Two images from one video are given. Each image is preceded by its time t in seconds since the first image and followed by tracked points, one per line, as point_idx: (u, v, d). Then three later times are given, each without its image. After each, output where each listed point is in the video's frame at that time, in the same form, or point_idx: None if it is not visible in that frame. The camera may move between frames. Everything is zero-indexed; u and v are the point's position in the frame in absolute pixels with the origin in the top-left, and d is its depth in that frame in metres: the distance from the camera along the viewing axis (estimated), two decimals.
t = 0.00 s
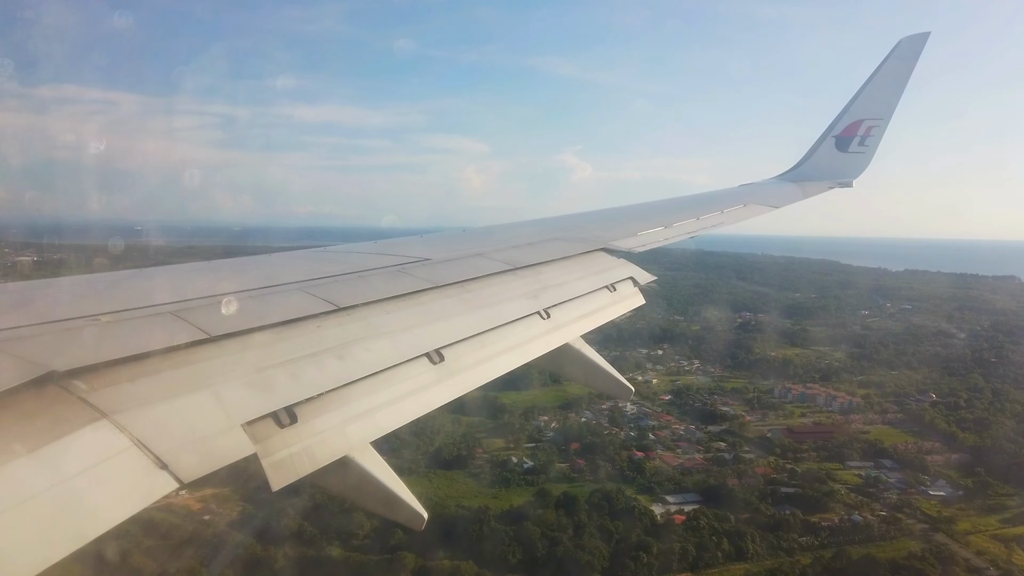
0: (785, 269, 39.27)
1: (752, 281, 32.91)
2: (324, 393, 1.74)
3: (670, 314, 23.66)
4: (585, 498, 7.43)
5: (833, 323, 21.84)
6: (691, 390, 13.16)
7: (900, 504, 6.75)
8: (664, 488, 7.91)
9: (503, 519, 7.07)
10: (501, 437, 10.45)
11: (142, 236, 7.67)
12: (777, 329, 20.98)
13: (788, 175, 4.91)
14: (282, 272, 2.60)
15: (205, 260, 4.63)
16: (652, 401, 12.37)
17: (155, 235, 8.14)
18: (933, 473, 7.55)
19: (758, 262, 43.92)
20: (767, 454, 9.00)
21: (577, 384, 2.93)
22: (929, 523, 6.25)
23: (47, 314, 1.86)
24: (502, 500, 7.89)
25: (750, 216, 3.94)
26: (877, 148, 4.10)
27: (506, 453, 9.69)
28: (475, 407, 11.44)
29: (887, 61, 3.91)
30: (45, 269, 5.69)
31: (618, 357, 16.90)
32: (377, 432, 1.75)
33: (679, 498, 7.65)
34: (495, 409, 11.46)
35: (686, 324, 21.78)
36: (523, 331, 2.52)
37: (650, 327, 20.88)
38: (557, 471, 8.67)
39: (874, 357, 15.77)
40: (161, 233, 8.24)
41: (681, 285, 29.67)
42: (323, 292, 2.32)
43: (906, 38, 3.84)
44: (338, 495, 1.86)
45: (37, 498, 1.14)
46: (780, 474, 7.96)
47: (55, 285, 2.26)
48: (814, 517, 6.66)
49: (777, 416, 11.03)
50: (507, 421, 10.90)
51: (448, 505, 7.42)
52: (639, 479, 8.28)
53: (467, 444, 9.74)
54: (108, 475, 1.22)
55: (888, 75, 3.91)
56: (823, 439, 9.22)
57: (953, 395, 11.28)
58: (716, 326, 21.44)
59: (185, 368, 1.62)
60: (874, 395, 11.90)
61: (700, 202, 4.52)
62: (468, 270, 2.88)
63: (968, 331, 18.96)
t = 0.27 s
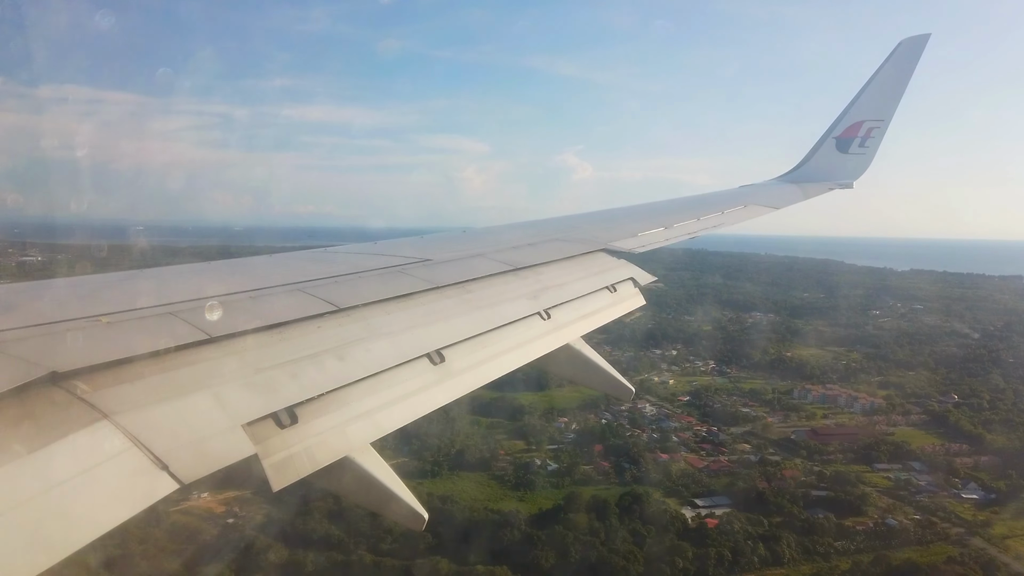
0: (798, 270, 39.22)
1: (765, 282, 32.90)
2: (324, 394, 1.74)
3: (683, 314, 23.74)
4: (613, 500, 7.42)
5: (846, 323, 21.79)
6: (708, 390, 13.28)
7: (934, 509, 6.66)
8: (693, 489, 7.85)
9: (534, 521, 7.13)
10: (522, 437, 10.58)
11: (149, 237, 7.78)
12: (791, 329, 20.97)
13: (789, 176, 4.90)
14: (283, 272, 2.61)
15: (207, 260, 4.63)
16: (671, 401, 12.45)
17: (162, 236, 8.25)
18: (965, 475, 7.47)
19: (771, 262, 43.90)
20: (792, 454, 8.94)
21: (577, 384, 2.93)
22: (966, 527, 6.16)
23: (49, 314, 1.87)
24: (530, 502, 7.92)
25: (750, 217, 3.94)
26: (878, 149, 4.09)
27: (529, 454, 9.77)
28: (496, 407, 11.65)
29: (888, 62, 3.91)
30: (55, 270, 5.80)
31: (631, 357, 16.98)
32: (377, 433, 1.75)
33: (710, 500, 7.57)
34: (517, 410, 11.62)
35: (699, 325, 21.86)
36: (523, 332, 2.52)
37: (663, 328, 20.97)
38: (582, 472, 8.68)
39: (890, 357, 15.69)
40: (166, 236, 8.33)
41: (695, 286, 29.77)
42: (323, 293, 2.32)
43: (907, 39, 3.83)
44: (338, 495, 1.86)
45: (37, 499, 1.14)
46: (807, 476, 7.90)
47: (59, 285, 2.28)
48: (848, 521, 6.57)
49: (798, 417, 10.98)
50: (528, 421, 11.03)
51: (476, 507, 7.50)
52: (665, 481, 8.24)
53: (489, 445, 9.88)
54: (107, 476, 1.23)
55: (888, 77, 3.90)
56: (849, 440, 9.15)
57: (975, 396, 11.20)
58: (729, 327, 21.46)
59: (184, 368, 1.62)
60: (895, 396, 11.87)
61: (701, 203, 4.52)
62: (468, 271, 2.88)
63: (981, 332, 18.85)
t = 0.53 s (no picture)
0: (812, 270, 39.05)
1: (779, 282, 32.81)
2: (324, 392, 1.74)
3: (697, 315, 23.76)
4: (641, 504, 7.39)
5: (857, 323, 21.72)
6: (725, 390, 13.36)
7: (966, 510, 6.46)
8: (722, 493, 7.80)
9: (566, 525, 7.08)
10: (543, 439, 10.67)
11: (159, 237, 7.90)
12: (805, 330, 20.90)
13: (789, 174, 4.90)
14: (285, 271, 2.61)
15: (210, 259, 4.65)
16: (688, 403, 12.52)
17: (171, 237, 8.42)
18: (996, 478, 7.21)
19: (784, 262, 43.81)
20: (818, 456, 8.84)
21: (578, 383, 2.93)
22: (1003, 530, 5.95)
23: (51, 312, 1.87)
24: (558, 505, 7.96)
25: (750, 215, 3.94)
26: (878, 147, 4.10)
27: (553, 457, 9.84)
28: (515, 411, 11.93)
29: (887, 61, 3.91)
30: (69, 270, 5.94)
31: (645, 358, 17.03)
32: (377, 432, 1.75)
33: (740, 504, 7.52)
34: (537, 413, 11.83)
35: (713, 326, 21.89)
36: (523, 330, 2.52)
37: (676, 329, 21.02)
38: (607, 476, 8.72)
39: (907, 358, 15.56)
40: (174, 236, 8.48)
41: (710, 287, 29.81)
42: (324, 292, 2.32)
43: (907, 38, 3.83)
44: (339, 494, 1.87)
45: (37, 498, 1.14)
46: (834, 477, 7.81)
47: (65, 283, 2.30)
48: (883, 525, 6.43)
49: (819, 418, 10.84)
50: (548, 424, 11.14)
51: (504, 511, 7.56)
52: (692, 484, 8.21)
53: (513, 449, 10.01)
54: (107, 475, 1.23)
55: (888, 75, 3.90)
56: (875, 441, 9.02)
57: (998, 398, 11.02)
58: (743, 327, 21.45)
59: (185, 367, 1.62)
60: (916, 397, 11.75)
61: (701, 201, 4.52)
62: (468, 270, 2.88)
63: (994, 332, 18.73)
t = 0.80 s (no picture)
0: (824, 271, 38.97)
1: (790, 283, 32.76)
2: (324, 391, 1.74)
3: (709, 315, 23.78)
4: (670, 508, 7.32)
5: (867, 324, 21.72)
6: (742, 390, 13.40)
7: (1001, 515, 6.35)
8: (750, 497, 7.74)
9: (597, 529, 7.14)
10: (563, 439, 10.67)
11: (171, 239, 8.03)
12: (818, 330, 20.87)
13: (786, 174, 4.90)
14: (286, 270, 2.62)
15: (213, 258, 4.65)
16: (705, 404, 12.52)
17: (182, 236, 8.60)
18: None
19: (794, 263, 43.76)
20: (844, 459, 8.76)
21: (576, 382, 2.93)
22: None
23: (51, 310, 1.88)
24: (586, 509, 7.93)
25: (749, 214, 3.95)
26: (877, 147, 4.10)
27: (576, 460, 9.87)
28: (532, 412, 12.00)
29: (885, 61, 3.92)
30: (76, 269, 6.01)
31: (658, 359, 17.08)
32: (376, 430, 1.75)
33: (768, 508, 7.43)
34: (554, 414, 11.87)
35: (725, 327, 21.92)
36: (522, 329, 2.52)
37: (688, 329, 21.06)
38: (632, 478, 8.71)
39: (921, 359, 15.50)
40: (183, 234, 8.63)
41: (722, 288, 29.85)
42: (322, 290, 2.32)
43: (905, 37, 3.84)
44: (338, 492, 1.87)
45: (35, 496, 1.14)
46: (862, 480, 7.71)
47: (70, 280, 2.32)
48: (918, 529, 6.29)
49: (840, 420, 10.79)
50: (568, 424, 11.18)
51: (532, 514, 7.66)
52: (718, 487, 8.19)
53: (535, 451, 10.05)
54: (105, 474, 1.22)
55: (887, 74, 3.91)
56: (901, 444, 8.93)
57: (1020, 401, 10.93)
58: (755, 328, 21.44)
59: (184, 366, 1.62)
60: (934, 398, 11.68)
61: (701, 200, 4.53)
62: (467, 268, 2.88)
63: (1005, 332, 18.69)
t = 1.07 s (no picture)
0: (837, 272, 38.90)
1: (802, 283, 32.76)
2: (324, 391, 1.74)
3: (722, 316, 23.82)
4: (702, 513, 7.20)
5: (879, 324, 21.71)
6: (761, 392, 13.45)
7: None
8: (780, 500, 7.63)
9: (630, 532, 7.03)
10: (585, 442, 10.66)
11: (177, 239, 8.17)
12: (832, 331, 20.85)
13: (787, 175, 4.90)
14: (285, 270, 2.62)
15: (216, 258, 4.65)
16: (726, 406, 12.52)
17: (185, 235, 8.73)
18: None
19: (807, 263, 43.73)
20: (871, 462, 8.67)
21: (577, 382, 2.93)
22: None
23: (49, 310, 1.88)
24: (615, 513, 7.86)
25: (751, 214, 3.95)
26: (878, 147, 4.10)
27: (601, 463, 9.83)
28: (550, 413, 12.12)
29: (886, 62, 3.92)
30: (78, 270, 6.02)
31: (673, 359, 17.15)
32: (377, 431, 1.75)
33: (801, 510, 7.31)
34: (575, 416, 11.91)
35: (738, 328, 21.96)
36: (523, 329, 2.52)
37: (701, 331, 21.11)
38: (660, 482, 8.65)
39: (938, 360, 15.45)
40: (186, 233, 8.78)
41: (736, 289, 29.91)
42: (322, 290, 2.32)
43: (906, 38, 3.84)
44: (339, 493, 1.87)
45: (35, 497, 1.14)
46: (893, 483, 7.60)
47: (73, 279, 2.33)
48: (955, 534, 6.14)
49: (864, 423, 10.78)
50: (591, 425, 11.22)
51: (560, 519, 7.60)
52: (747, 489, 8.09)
53: (558, 454, 10.03)
54: (105, 475, 1.22)
55: (888, 74, 3.90)
56: (929, 446, 8.84)
57: None
58: (770, 329, 21.46)
59: (184, 366, 1.61)
60: (955, 398, 11.64)
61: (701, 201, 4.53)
62: (468, 269, 2.88)
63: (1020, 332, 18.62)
